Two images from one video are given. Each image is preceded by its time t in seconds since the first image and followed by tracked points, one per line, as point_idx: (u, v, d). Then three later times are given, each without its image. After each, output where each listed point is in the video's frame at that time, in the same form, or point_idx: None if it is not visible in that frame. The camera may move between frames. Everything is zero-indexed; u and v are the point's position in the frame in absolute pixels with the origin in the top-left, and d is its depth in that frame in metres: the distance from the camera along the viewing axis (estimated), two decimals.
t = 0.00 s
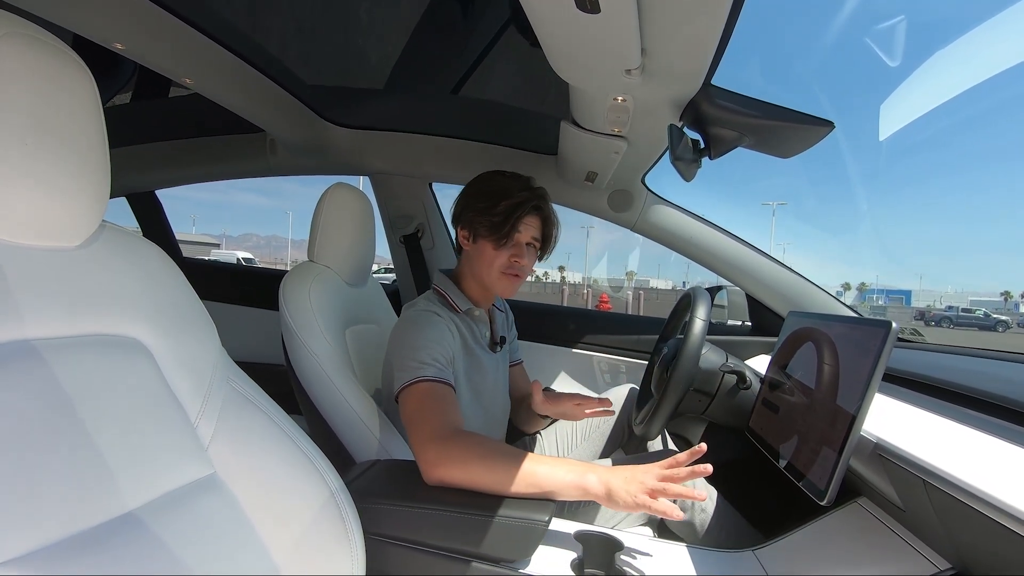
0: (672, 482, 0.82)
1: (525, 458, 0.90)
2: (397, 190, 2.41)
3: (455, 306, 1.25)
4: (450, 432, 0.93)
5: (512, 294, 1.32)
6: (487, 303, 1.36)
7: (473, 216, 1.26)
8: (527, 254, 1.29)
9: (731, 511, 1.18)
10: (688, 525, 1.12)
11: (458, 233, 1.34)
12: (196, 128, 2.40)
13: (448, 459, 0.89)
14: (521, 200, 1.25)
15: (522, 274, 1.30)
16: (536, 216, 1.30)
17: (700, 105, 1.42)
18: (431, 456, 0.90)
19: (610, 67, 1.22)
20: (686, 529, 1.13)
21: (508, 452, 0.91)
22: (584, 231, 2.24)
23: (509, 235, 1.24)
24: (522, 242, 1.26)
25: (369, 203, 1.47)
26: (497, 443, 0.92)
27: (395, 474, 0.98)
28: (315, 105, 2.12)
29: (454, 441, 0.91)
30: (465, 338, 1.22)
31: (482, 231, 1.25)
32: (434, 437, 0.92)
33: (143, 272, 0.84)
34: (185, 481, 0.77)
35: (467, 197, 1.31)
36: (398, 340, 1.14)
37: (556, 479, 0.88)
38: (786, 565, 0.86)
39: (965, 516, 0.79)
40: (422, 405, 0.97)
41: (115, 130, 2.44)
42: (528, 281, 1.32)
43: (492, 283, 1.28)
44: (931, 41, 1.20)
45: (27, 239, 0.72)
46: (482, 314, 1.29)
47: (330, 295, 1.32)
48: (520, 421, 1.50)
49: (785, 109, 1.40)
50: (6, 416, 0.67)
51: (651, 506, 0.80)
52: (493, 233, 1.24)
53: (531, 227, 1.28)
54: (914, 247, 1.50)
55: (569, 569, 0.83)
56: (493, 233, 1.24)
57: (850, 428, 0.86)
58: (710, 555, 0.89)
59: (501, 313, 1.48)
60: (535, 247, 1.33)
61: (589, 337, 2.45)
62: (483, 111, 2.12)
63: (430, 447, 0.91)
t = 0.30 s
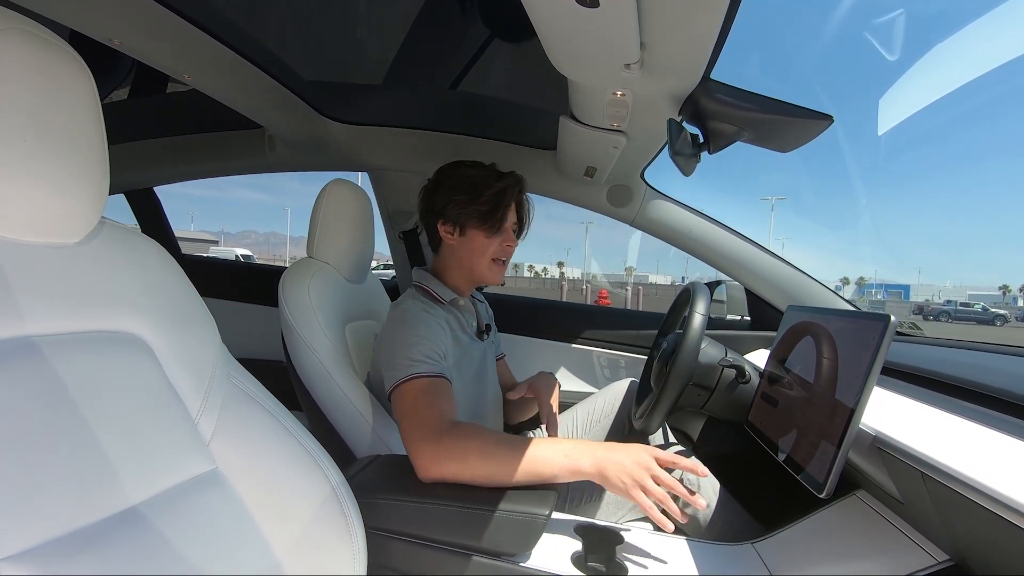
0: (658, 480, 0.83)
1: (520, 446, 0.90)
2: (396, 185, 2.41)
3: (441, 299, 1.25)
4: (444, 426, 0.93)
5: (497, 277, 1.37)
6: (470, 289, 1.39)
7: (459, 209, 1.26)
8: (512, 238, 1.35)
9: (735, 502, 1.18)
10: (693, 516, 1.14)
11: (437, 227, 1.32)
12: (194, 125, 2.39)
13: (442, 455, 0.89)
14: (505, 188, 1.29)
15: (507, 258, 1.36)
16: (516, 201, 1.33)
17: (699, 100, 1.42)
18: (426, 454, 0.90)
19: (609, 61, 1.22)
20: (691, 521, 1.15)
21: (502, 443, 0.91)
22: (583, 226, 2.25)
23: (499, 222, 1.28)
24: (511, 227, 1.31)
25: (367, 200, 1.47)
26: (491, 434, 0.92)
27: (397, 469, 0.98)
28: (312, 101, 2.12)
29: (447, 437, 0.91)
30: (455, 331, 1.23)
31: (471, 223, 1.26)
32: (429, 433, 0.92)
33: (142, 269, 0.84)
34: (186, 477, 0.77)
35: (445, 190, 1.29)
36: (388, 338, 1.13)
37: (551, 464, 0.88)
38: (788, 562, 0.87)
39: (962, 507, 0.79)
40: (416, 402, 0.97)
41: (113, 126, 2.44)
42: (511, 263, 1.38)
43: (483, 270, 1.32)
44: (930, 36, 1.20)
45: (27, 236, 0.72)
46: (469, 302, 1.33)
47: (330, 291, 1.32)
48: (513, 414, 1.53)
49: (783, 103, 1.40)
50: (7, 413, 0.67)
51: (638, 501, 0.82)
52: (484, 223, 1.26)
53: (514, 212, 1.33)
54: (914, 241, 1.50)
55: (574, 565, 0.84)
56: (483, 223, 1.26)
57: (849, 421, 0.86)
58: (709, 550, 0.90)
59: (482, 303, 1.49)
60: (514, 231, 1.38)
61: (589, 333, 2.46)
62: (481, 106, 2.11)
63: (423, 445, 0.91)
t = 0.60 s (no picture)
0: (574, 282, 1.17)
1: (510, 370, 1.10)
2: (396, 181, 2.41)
3: (433, 291, 1.32)
4: (466, 395, 1.09)
5: (486, 272, 1.44)
6: (456, 283, 1.44)
7: (458, 201, 1.32)
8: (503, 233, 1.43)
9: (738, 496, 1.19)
10: (696, 514, 1.15)
11: (431, 219, 1.36)
12: (193, 121, 2.39)
13: (482, 419, 1.07)
14: (500, 183, 1.38)
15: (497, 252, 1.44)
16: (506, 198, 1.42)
17: (701, 94, 1.41)
18: (469, 427, 1.07)
19: (611, 55, 1.21)
20: (693, 518, 1.16)
21: (504, 381, 1.08)
22: (582, 222, 2.23)
23: (495, 215, 1.37)
24: (503, 222, 1.39)
25: (367, 196, 1.47)
26: (494, 382, 1.09)
27: (399, 464, 0.98)
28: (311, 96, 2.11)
29: (472, 406, 1.07)
30: (449, 319, 1.31)
31: (471, 214, 1.33)
32: (459, 408, 1.08)
33: (143, 265, 0.84)
34: (191, 473, 0.77)
35: (443, 183, 1.35)
36: (388, 334, 1.20)
37: (535, 355, 1.13)
38: (790, 556, 0.87)
39: (965, 500, 0.79)
40: (434, 387, 1.10)
41: (111, 123, 2.43)
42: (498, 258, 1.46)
43: (477, 261, 1.38)
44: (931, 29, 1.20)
45: (29, 232, 0.72)
46: (458, 294, 1.38)
47: (331, 288, 1.32)
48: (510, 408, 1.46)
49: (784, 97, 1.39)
50: (12, 410, 0.66)
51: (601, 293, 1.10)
52: (483, 213, 1.34)
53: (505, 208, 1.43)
54: (914, 235, 1.50)
55: (574, 557, 0.85)
56: (482, 214, 1.34)
57: (849, 415, 0.87)
58: (712, 543, 0.90)
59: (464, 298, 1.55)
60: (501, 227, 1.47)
61: (589, 328, 2.46)
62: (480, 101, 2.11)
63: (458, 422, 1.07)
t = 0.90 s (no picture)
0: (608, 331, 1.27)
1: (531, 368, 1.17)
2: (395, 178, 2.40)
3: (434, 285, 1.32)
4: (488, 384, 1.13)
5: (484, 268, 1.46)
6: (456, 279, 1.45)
7: (455, 201, 1.34)
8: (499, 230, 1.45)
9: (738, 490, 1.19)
10: (696, 505, 1.16)
11: (429, 219, 1.37)
12: (191, 118, 2.38)
13: (505, 408, 1.13)
14: (493, 182, 1.40)
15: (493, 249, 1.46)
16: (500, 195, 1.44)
17: (700, 89, 1.41)
18: (493, 417, 1.12)
19: (610, 50, 1.21)
20: (693, 509, 1.17)
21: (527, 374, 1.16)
22: (581, 219, 2.27)
23: (491, 213, 1.39)
24: (499, 217, 1.42)
25: (366, 193, 1.47)
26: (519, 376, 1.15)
27: (401, 460, 0.99)
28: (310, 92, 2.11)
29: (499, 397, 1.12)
30: (454, 313, 1.32)
31: (468, 213, 1.35)
32: (486, 396, 1.11)
33: (142, 262, 0.84)
34: (193, 470, 0.77)
35: (438, 184, 1.37)
36: (396, 325, 1.21)
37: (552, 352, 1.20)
38: (791, 550, 0.88)
39: (963, 493, 0.80)
40: (456, 376, 1.12)
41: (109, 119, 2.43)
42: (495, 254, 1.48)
43: (477, 258, 1.40)
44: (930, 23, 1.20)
45: (28, 229, 0.72)
46: (457, 289, 1.39)
47: (331, 285, 1.32)
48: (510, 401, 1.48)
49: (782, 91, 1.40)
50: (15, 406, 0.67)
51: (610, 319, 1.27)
52: (480, 212, 1.36)
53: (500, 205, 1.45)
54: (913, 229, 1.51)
55: (574, 551, 0.85)
56: (479, 213, 1.36)
57: (848, 409, 0.87)
58: (712, 538, 0.91)
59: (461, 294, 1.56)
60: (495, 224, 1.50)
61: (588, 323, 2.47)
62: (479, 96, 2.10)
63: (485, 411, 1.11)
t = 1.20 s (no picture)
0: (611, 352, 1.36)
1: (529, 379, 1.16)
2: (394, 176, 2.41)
3: (448, 286, 1.32)
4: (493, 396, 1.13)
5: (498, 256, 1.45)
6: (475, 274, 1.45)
7: (451, 200, 1.33)
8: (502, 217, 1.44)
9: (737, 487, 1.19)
10: (694, 501, 1.17)
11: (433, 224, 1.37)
12: (189, 117, 2.38)
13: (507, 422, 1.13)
14: (484, 172, 1.39)
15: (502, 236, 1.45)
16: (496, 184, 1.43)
17: (698, 87, 1.41)
18: (495, 429, 1.12)
19: (609, 49, 1.21)
20: (691, 505, 1.18)
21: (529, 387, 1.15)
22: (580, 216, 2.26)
23: (489, 203, 1.38)
24: (498, 204, 1.40)
25: (365, 191, 1.47)
26: (517, 387, 1.15)
27: (402, 457, 0.99)
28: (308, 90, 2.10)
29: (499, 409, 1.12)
30: (467, 317, 1.32)
31: (466, 209, 1.34)
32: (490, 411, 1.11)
33: (142, 261, 0.84)
34: (194, 468, 0.77)
35: (431, 189, 1.36)
36: (408, 327, 1.21)
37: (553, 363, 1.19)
38: (789, 547, 0.88)
39: (961, 488, 0.80)
40: (461, 387, 1.12)
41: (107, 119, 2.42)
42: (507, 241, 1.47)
43: (487, 248, 1.39)
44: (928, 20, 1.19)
45: (29, 229, 0.72)
46: (473, 288, 1.39)
47: (331, 284, 1.33)
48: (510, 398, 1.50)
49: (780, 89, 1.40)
50: (16, 406, 0.66)
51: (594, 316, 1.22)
52: (478, 205, 1.35)
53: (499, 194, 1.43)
54: (911, 226, 1.51)
55: (575, 548, 0.85)
56: (477, 206, 1.35)
57: (848, 405, 0.87)
58: (712, 535, 0.91)
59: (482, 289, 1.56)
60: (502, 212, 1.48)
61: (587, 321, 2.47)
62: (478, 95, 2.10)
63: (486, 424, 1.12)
